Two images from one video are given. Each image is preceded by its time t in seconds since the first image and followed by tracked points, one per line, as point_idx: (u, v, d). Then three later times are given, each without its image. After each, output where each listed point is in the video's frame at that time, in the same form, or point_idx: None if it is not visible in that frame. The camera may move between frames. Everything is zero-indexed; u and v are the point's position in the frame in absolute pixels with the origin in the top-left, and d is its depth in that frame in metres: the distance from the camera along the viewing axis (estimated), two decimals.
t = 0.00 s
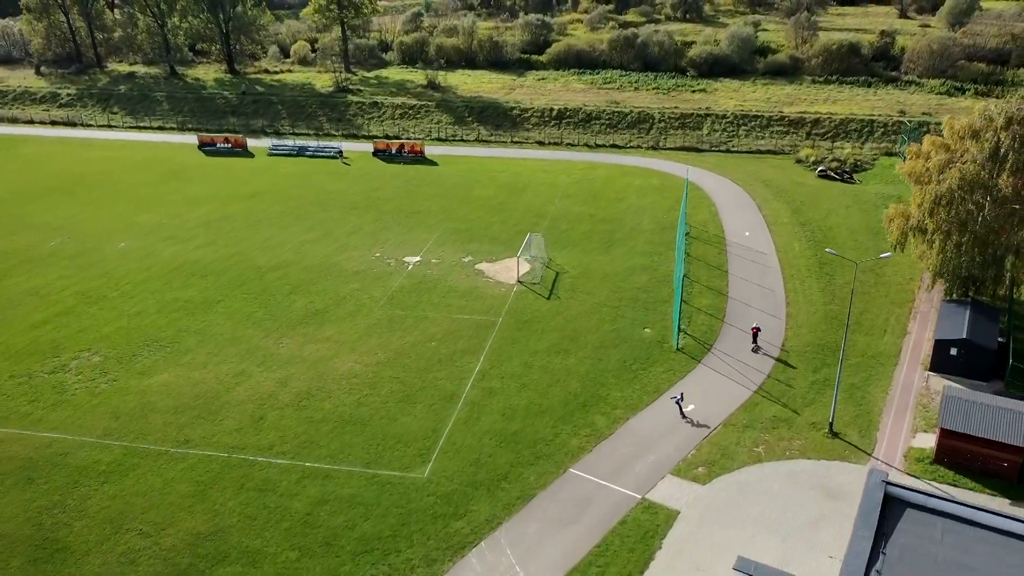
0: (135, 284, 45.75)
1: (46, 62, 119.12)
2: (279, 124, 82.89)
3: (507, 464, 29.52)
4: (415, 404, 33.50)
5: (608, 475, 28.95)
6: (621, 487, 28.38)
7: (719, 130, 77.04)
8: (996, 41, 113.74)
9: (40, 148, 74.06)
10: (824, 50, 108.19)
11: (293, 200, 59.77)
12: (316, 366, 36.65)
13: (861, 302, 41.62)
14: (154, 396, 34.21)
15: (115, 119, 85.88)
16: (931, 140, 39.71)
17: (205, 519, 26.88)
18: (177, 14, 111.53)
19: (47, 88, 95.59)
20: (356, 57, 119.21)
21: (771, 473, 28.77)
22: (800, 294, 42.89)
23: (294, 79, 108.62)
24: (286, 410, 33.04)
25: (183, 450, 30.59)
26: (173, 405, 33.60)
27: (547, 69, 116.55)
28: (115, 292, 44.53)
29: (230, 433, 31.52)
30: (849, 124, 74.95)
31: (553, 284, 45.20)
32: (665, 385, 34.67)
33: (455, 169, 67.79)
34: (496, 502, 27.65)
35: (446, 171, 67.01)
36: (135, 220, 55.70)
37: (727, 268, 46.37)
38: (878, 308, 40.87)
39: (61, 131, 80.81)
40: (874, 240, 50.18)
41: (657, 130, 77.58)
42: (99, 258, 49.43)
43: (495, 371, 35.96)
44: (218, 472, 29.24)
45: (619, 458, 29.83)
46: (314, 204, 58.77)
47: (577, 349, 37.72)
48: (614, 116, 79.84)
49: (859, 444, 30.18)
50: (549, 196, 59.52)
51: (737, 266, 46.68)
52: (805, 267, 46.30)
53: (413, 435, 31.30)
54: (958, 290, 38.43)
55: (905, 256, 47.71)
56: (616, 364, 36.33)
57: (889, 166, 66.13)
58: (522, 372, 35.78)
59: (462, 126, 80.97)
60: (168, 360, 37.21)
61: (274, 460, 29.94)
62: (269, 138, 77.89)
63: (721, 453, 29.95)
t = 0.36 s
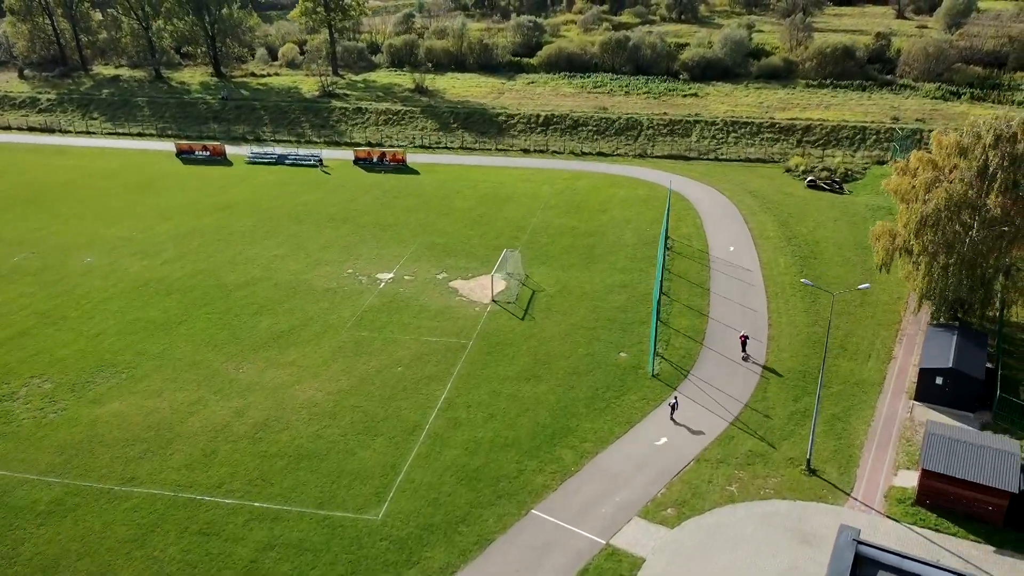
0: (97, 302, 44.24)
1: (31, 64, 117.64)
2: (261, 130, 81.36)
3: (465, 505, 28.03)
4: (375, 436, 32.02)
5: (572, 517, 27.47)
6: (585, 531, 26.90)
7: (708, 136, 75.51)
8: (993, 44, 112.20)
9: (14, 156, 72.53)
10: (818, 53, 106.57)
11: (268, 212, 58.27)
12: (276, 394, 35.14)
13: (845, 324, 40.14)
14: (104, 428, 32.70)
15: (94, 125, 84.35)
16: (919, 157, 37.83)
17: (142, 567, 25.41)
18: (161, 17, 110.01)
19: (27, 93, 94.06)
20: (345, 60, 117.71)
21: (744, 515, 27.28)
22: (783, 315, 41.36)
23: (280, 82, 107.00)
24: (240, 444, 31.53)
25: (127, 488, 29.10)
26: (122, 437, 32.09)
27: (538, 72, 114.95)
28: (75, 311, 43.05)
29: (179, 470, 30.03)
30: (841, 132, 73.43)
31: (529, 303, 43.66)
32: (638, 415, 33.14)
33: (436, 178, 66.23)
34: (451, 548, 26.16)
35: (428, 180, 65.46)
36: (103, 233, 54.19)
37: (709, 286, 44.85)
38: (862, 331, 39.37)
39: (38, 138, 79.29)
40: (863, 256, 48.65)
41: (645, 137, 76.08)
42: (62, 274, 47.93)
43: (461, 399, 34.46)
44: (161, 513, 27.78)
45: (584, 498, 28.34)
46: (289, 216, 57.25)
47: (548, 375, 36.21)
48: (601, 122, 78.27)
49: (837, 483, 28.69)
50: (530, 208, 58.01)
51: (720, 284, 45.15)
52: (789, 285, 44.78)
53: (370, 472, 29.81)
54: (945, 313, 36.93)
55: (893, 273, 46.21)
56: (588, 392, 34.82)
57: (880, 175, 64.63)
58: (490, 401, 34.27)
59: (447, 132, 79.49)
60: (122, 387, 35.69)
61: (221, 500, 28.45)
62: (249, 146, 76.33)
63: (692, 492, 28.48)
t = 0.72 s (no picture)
0: (59, 322, 42.71)
1: (16, 66, 116.22)
2: (244, 136, 79.84)
3: (426, 549, 26.61)
4: (338, 470, 30.56)
5: (538, 562, 26.06)
6: None
7: (699, 143, 73.95)
8: (991, 46, 110.49)
9: None
10: (813, 56, 104.89)
11: (245, 223, 56.72)
12: (237, 423, 33.61)
13: (833, 347, 38.70)
14: (53, 461, 31.20)
15: (74, 130, 82.82)
16: (909, 173, 36.22)
17: None
18: (147, 19, 108.46)
19: (8, 97, 92.48)
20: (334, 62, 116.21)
21: (719, 561, 25.85)
22: (769, 337, 39.85)
23: (267, 85, 105.41)
24: (195, 479, 30.07)
25: (72, 530, 27.63)
26: (71, 472, 30.58)
27: (529, 74, 113.38)
28: (36, 332, 41.57)
29: (128, 509, 28.57)
30: (834, 138, 71.86)
31: (506, 323, 42.09)
32: (614, 447, 31.61)
33: (419, 187, 64.70)
34: None
35: (410, 189, 63.92)
36: (73, 246, 52.64)
37: (693, 305, 43.34)
38: (850, 354, 37.90)
39: (16, 144, 77.80)
40: (853, 272, 47.15)
41: (634, 144, 74.55)
42: (27, 290, 46.38)
43: (430, 430, 32.96)
44: (106, 558, 26.36)
45: (551, 541, 26.91)
46: (265, 228, 55.70)
47: (522, 402, 34.74)
48: (590, 128, 76.76)
49: (819, 524, 27.21)
50: (514, 219, 56.54)
51: (705, 303, 43.70)
52: (777, 304, 43.30)
53: (330, 511, 28.35)
54: (935, 338, 35.48)
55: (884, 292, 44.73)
56: (563, 421, 33.31)
57: (873, 185, 63.10)
58: (459, 432, 32.82)
59: (433, 138, 78.00)
60: (77, 415, 34.19)
61: (170, 544, 27.00)
62: (231, 152, 74.74)
63: (666, 534, 27.02)
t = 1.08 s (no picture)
0: (22, 342, 41.29)
1: (3, 69, 114.77)
2: (228, 142, 78.35)
3: None
4: (300, 508, 29.12)
5: None
6: None
7: (691, 150, 72.40)
8: (991, 48, 108.80)
9: None
10: (810, 59, 103.24)
11: (223, 235, 55.26)
12: (199, 454, 32.17)
13: (823, 372, 37.21)
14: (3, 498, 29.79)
15: (56, 136, 81.37)
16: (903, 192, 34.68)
17: None
18: (133, 21, 106.90)
19: None
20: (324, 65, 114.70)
21: None
22: (757, 360, 38.37)
23: (255, 88, 103.90)
24: (149, 518, 28.63)
25: None
26: (20, 510, 29.16)
27: (522, 77, 111.82)
28: None
29: (77, 552, 27.14)
30: (829, 146, 70.35)
31: (485, 344, 40.60)
32: (591, 483, 30.16)
33: (404, 196, 63.19)
34: None
35: (395, 199, 62.44)
36: (44, 260, 51.18)
37: (679, 326, 41.84)
38: (841, 380, 36.42)
39: None
40: (846, 289, 45.63)
41: (625, 151, 73.03)
42: None
43: (399, 463, 31.51)
44: None
45: None
46: (243, 241, 54.24)
47: (497, 432, 33.26)
48: (580, 134, 75.21)
49: (804, 571, 25.78)
50: (499, 231, 55.06)
51: (691, 322, 42.19)
52: (766, 324, 41.81)
53: (289, 555, 26.92)
54: (928, 365, 33.97)
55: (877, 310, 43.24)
56: (538, 453, 31.84)
57: (868, 195, 61.59)
58: (430, 465, 31.36)
59: (421, 145, 76.50)
60: (32, 447, 32.74)
61: None
62: (214, 160, 73.27)
63: None
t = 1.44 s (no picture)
0: None
1: None
2: (211, 149, 76.85)
3: None
4: (259, 550, 27.69)
5: None
6: None
7: (683, 158, 70.83)
8: (991, 50, 107.08)
9: None
10: (807, 62, 101.58)
11: (199, 248, 53.81)
12: (157, 489, 30.74)
13: (813, 399, 35.73)
14: None
15: (37, 142, 79.89)
16: (894, 212, 33.18)
17: None
18: (120, 23, 105.28)
19: None
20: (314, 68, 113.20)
21: None
22: (744, 385, 36.87)
23: (243, 92, 102.40)
24: (99, 562, 27.24)
25: None
26: None
27: (515, 80, 110.27)
28: None
29: None
30: (824, 153, 68.80)
31: (463, 367, 39.10)
32: (565, 522, 28.72)
33: (388, 206, 61.72)
34: None
35: (378, 209, 60.97)
36: (13, 275, 49.74)
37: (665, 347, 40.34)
38: (831, 408, 34.93)
39: None
40: (839, 307, 44.12)
41: (616, 158, 71.50)
42: None
43: (366, 500, 30.06)
44: None
45: None
46: (220, 254, 52.77)
47: (470, 465, 31.80)
48: (571, 141, 73.67)
49: None
50: (483, 245, 53.60)
51: (677, 344, 40.70)
52: (754, 345, 40.31)
53: None
54: (921, 395, 32.48)
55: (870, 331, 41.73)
56: (512, 489, 30.39)
57: (864, 206, 60.06)
58: (398, 502, 29.90)
59: (408, 152, 75.00)
60: None
61: None
62: (196, 168, 71.79)
63: None
